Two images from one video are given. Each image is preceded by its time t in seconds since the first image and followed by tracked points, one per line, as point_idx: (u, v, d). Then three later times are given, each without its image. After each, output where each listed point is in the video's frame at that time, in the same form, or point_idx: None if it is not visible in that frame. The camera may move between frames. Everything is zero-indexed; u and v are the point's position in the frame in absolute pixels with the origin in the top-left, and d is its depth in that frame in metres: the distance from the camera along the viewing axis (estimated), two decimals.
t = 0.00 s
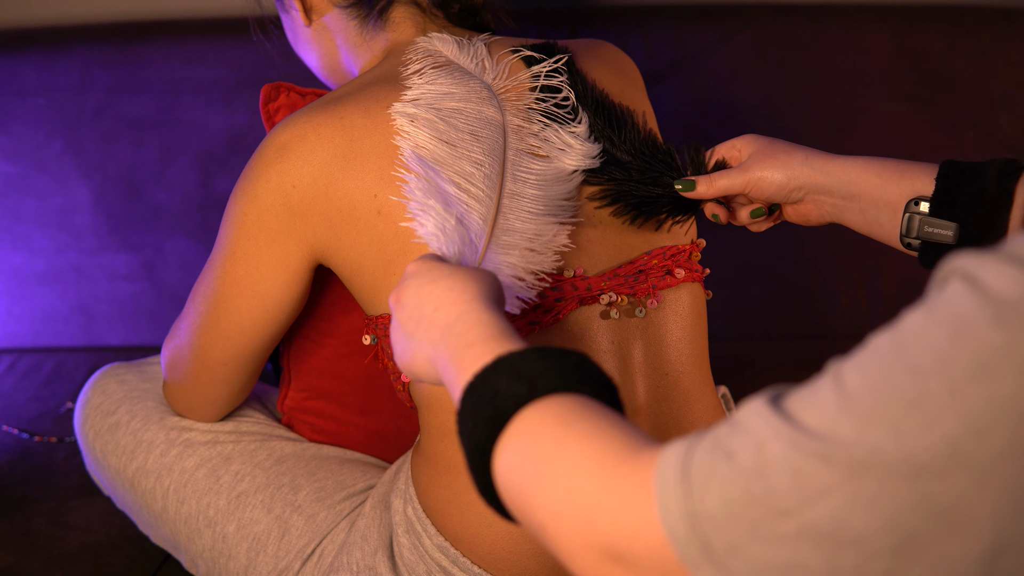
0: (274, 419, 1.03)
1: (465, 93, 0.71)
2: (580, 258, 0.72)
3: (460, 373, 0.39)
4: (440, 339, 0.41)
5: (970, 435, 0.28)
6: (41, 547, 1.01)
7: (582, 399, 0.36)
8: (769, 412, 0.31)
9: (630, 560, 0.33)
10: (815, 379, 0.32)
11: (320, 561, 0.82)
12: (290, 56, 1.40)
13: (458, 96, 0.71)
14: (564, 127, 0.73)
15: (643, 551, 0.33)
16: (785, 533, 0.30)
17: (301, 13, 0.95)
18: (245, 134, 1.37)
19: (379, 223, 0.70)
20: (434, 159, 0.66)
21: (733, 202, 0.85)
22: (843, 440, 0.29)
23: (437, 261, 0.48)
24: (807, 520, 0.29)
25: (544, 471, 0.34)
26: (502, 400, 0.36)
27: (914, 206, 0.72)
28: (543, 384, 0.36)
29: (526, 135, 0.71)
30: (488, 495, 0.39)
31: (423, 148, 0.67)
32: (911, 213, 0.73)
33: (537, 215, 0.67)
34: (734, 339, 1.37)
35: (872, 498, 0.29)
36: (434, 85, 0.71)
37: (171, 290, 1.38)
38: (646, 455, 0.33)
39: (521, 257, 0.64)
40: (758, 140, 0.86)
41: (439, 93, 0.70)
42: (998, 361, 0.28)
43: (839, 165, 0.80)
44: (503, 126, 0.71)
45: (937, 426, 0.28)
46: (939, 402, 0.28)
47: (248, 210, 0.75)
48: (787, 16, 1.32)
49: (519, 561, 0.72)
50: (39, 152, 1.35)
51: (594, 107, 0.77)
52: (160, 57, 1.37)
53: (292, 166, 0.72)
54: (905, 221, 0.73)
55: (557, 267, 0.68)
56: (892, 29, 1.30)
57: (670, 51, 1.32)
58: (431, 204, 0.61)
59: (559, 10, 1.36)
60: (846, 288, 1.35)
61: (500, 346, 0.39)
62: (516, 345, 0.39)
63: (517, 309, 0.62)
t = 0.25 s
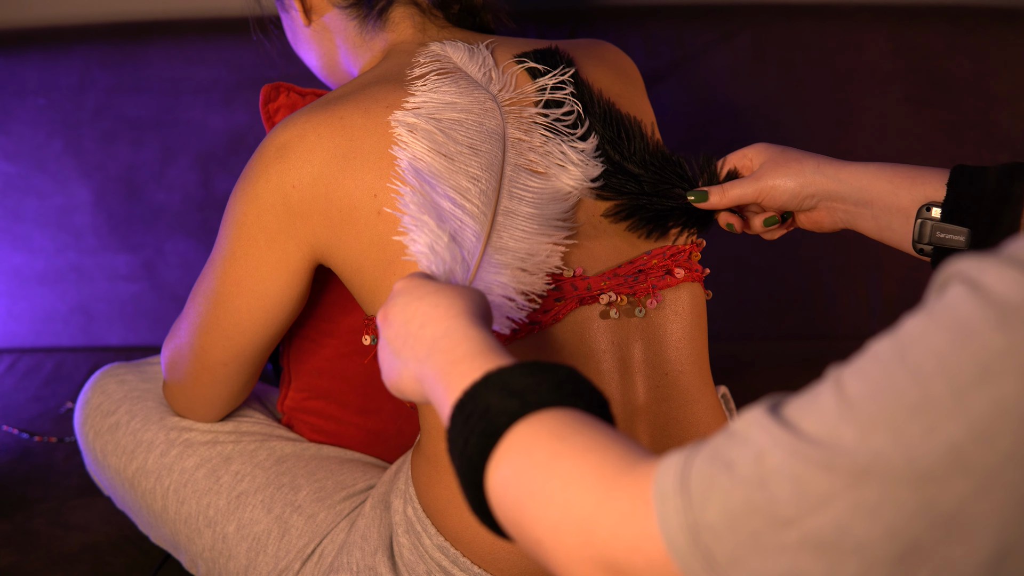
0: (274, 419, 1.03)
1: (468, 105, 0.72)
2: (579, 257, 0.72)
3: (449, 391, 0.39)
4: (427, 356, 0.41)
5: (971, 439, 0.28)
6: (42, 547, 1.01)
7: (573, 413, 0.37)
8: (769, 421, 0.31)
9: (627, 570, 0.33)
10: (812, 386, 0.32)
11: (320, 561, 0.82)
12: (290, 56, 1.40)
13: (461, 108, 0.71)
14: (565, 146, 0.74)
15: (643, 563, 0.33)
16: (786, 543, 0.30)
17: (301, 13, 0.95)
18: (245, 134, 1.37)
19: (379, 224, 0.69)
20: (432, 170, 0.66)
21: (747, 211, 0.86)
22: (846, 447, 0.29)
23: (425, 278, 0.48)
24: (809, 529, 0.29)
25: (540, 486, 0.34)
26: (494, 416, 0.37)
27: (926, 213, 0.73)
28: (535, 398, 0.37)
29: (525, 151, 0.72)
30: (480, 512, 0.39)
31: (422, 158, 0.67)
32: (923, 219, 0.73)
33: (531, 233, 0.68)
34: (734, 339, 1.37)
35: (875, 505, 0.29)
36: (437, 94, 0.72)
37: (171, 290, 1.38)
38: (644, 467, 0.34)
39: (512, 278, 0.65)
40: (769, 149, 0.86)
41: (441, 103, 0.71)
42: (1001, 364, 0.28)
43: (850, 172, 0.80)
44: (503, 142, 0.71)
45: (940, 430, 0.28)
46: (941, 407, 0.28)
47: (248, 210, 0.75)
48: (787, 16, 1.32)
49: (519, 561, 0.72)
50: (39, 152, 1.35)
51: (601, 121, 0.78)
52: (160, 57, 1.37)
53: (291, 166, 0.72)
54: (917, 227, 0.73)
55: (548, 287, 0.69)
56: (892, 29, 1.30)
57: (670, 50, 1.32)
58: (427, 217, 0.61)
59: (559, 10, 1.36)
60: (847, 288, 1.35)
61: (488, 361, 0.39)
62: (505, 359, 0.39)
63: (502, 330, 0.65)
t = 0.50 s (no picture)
0: (275, 419, 1.03)
1: (466, 114, 0.71)
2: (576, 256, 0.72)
3: (440, 409, 0.39)
4: (417, 374, 0.41)
5: (977, 445, 0.28)
6: (42, 547, 1.01)
7: (569, 429, 0.36)
8: (771, 430, 0.31)
9: None
10: (813, 394, 0.32)
11: (320, 561, 0.82)
12: (290, 56, 1.39)
13: (459, 118, 0.70)
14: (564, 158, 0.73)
15: None
16: (790, 553, 0.30)
17: (301, 13, 0.95)
18: (245, 134, 1.37)
19: (380, 223, 0.69)
20: (427, 183, 0.66)
21: (762, 221, 0.86)
22: (848, 455, 0.29)
23: (415, 295, 0.48)
24: (812, 539, 0.29)
25: (539, 503, 0.34)
26: (489, 433, 0.36)
27: (938, 220, 0.73)
28: (530, 415, 0.37)
29: (523, 164, 0.71)
30: (477, 529, 0.38)
31: (417, 170, 0.66)
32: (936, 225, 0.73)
33: (524, 249, 0.67)
34: (733, 339, 1.38)
35: (879, 513, 0.29)
36: (435, 103, 0.71)
37: (172, 290, 1.38)
38: (644, 481, 0.34)
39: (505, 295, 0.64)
40: (782, 159, 0.86)
41: (439, 110, 0.70)
42: (1005, 369, 0.28)
43: (864, 181, 0.81)
44: (500, 154, 0.70)
45: (944, 435, 0.28)
46: (946, 413, 0.28)
47: (248, 210, 0.75)
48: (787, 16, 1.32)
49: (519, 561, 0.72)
50: (39, 153, 1.35)
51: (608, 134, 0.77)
52: (160, 57, 1.36)
53: (292, 166, 0.72)
54: (930, 234, 0.73)
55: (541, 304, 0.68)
56: (893, 29, 1.30)
57: (670, 50, 1.32)
58: (421, 230, 0.60)
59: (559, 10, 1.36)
60: (847, 288, 1.35)
61: (479, 379, 0.39)
62: (495, 377, 0.39)
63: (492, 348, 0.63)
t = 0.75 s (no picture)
0: (275, 419, 1.04)
1: (468, 130, 0.70)
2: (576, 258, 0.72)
3: (434, 434, 0.39)
4: (409, 399, 0.41)
5: (987, 454, 0.27)
6: (41, 547, 1.01)
7: (565, 451, 0.37)
8: (777, 446, 0.31)
9: None
10: (818, 409, 0.32)
11: (320, 561, 0.82)
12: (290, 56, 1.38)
13: (460, 134, 0.69)
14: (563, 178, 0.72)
15: None
16: (800, 569, 0.29)
17: (300, 13, 0.95)
18: (245, 134, 1.36)
19: (380, 223, 0.69)
20: (426, 199, 0.64)
21: (775, 232, 0.85)
22: (855, 470, 0.29)
23: (406, 317, 0.48)
24: (822, 555, 0.29)
25: (540, 528, 0.34)
26: (487, 457, 0.36)
27: (951, 227, 0.73)
28: (527, 437, 0.37)
29: (523, 182, 0.70)
30: (476, 555, 0.38)
31: (416, 185, 0.65)
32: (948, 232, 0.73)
33: (522, 270, 0.65)
34: (733, 339, 1.38)
35: (889, 526, 0.28)
36: (437, 117, 0.69)
37: (172, 290, 1.39)
38: (645, 503, 0.34)
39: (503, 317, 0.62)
40: (794, 169, 0.86)
41: (441, 125, 0.69)
42: (1014, 378, 0.27)
43: (876, 190, 0.80)
44: (501, 172, 0.69)
45: (952, 446, 0.28)
46: (953, 423, 0.28)
47: (248, 210, 0.75)
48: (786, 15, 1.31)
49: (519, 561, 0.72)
50: (39, 153, 1.35)
51: (613, 151, 0.76)
52: (160, 57, 1.35)
53: (292, 166, 0.72)
54: (942, 241, 0.74)
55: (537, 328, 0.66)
56: (892, 29, 1.29)
57: (670, 50, 1.32)
58: (420, 248, 0.58)
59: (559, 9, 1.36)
60: (847, 289, 1.35)
61: (474, 404, 0.39)
62: (489, 402, 0.39)
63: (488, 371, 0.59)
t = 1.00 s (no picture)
0: (275, 419, 1.04)
1: (469, 143, 0.69)
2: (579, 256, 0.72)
3: (430, 452, 0.39)
4: (404, 417, 0.41)
5: (995, 459, 0.27)
6: (41, 546, 1.01)
7: (566, 467, 0.36)
8: (781, 457, 0.31)
9: None
10: (820, 418, 0.32)
11: (320, 561, 0.82)
12: (291, 56, 1.37)
13: (462, 148, 0.68)
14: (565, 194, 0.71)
15: None
16: None
17: (301, 13, 0.95)
18: (245, 134, 1.36)
19: (380, 224, 0.69)
20: (425, 213, 0.63)
21: (786, 241, 0.85)
22: (862, 478, 0.28)
23: (400, 333, 0.48)
24: (831, 566, 0.29)
25: (543, 546, 0.34)
26: (485, 476, 0.36)
27: (960, 234, 0.72)
28: (528, 454, 0.36)
29: (523, 196, 0.69)
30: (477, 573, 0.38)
31: (415, 200, 0.63)
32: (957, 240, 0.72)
33: (520, 286, 0.65)
34: (732, 338, 1.39)
35: (898, 535, 0.28)
36: (438, 130, 0.68)
37: (171, 290, 1.40)
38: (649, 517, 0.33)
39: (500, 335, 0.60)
40: (805, 179, 0.86)
41: (442, 138, 0.68)
42: (1020, 383, 0.27)
43: (885, 198, 0.80)
44: (500, 187, 0.68)
45: (958, 452, 0.28)
46: (959, 430, 0.28)
47: (248, 210, 0.75)
48: (787, 14, 1.30)
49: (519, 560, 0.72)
50: (39, 153, 1.34)
51: (620, 165, 0.75)
52: (161, 57, 1.34)
53: (292, 166, 0.72)
54: (951, 248, 0.73)
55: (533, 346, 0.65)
56: (893, 28, 1.29)
57: (671, 50, 1.32)
58: (418, 264, 0.57)
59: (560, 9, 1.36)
60: (848, 289, 1.35)
61: (470, 421, 0.39)
62: (487, 419, 0.39)
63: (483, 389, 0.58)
